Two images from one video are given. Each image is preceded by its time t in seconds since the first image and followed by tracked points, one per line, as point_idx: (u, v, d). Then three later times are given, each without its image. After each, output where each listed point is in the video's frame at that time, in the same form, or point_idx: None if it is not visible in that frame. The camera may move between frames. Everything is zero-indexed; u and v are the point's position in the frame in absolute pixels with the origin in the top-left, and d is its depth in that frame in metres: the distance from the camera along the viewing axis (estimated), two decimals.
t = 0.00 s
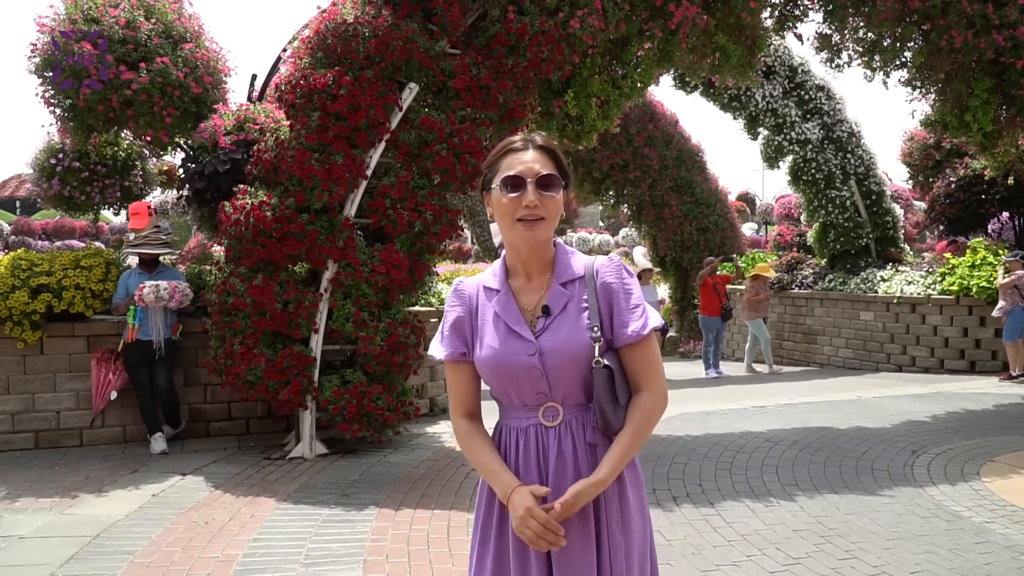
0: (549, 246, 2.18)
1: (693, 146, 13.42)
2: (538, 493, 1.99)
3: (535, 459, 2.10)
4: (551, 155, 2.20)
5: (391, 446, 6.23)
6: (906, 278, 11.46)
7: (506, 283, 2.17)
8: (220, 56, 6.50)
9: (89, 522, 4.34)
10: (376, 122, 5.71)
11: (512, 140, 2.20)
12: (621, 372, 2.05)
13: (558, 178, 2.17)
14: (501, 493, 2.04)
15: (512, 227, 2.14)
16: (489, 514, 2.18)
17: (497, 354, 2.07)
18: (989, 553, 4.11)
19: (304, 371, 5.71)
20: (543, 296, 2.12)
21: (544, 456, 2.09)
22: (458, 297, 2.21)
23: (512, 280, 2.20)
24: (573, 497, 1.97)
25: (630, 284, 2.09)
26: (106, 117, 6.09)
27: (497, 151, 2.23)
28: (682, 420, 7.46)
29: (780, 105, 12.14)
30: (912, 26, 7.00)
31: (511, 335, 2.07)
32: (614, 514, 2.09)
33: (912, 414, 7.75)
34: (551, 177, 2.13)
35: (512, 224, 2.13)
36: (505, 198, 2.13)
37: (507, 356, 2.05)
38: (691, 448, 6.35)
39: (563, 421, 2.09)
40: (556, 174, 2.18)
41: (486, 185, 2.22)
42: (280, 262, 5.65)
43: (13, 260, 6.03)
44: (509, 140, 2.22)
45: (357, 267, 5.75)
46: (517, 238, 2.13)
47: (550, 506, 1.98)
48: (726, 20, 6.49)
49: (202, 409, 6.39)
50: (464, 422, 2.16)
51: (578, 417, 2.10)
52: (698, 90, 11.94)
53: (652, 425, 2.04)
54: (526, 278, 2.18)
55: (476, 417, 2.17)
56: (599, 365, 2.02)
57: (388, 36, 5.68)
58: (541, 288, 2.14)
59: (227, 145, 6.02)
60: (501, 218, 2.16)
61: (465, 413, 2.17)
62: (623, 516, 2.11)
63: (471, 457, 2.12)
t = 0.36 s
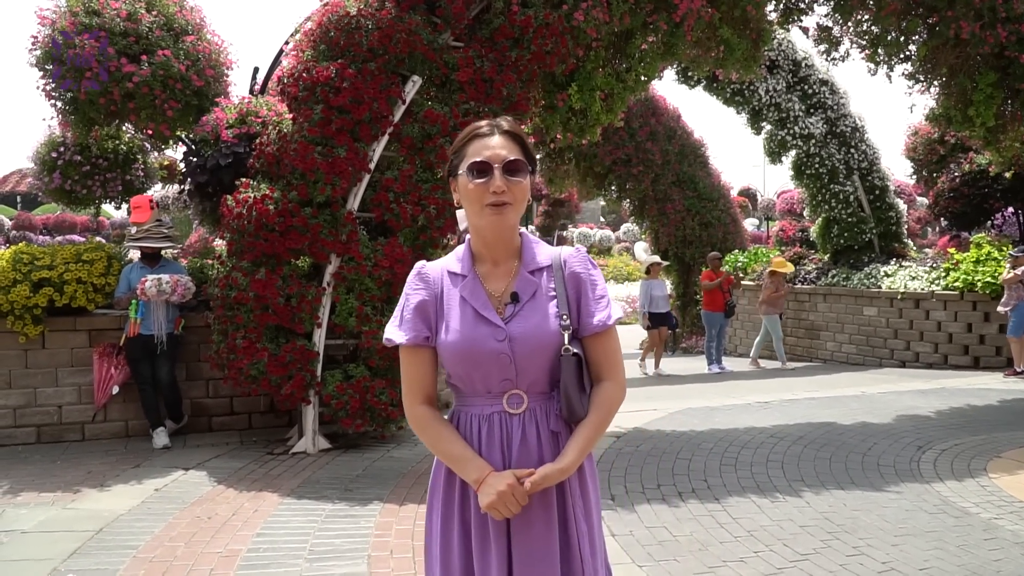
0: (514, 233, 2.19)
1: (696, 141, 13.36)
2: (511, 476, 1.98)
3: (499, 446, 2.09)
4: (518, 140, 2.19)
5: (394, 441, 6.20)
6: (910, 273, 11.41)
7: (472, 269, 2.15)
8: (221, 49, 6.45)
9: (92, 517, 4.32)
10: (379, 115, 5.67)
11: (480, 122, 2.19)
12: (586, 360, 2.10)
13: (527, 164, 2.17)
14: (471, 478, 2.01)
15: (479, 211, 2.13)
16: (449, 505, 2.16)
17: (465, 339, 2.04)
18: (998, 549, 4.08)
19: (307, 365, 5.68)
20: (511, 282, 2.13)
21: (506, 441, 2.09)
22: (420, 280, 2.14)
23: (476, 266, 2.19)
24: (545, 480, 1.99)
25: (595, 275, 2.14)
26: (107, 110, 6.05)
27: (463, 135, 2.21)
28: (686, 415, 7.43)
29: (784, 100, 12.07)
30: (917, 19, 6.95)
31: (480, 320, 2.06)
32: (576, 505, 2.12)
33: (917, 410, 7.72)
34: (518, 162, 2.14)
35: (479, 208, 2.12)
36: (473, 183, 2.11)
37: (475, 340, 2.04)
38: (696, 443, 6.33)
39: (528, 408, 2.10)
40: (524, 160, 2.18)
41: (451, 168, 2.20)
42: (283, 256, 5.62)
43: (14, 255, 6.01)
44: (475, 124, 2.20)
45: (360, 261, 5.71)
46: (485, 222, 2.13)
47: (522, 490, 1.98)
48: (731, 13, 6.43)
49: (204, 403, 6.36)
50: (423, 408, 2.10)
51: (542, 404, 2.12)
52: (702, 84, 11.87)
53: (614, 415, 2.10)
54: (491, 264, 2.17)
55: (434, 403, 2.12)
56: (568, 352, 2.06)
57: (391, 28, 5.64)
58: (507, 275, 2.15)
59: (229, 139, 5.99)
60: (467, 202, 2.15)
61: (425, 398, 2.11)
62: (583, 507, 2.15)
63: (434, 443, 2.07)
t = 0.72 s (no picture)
0: (488, 221, 2.26)
1: (699, 134, 13.31)
2: (472, 455, 2.03)
3: (463, 426, 2.15)
4: (497, 130, 2.26)
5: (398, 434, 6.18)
6: (915, 266, 11.37)
7: (445, 253, 2.22)
8: (224, 40, 6.41)
9: (96, 508, 4.30)
10: (383, 106, 5.62)
11: (460, 110, 2.26)
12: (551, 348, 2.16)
13: (504, 154, 2.24)
14: (433, 457, 2.07)
15: (453, 196, 2.20)
16: (413, 487, 2.21)
17: (433, 320, 2.11)
18: (1010, 542, 4.05)
19: (311, 357, 5.65)
20: (482, 268, 2.19)
21: (471, 422, 2.15)
22: (395, 262, 2.21)
23: (449, 251, 2.25)
24: (506, 462, 2.04)
25: (564, 266, 2.21)
26: (110, 102, 6.02)
27: (443, 122, 2.28)
28: (691, 408, 7.39)
29: (789, 92, 12.02)
30: (925, 10, 6.89)
31: (449, 302, 2.12)
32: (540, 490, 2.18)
33: (924, 403, 7.68)
34: (494, 152, 2.21)
35: (453, 193, 2.20)
36: (448, 167, 2.18)
37: (443, 322, 2.10)
38: (702, 436, 6.30)
39: (493, 391, 2.16)
40: (501, 149, 2.25)
41: (430, 153, 2.28)
42: (287, 247, 5.59)
43: (17, 247, 5.99)
44: (456, 112, 2.27)
45: (364, 253, 5.68)
46: (457, 208, 2.20)
47: (483, 469, 2.03)
48: (737, 3, 6.38)
49: (208, 395, 6.34)
50: (392, 387, 2.17)
51: (508, 388, 2.18)
52: (706, 76, 11.79)
53: (576, 403, 2.17)
54: (464, 250, 2.24)
55: (402, 383, 2.18)
56: (534, 338, 2.12)
57: (395, 18, 5.59)
58: (478, 261, 2.21)
59: (233, 130, 5.96)
60: (442, 187, 2.23)
61: (394, 377, 2.18)
62: (546, 491, 2.22)
63: (400, 422, 2.13)
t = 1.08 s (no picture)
0: (486, 202, 2.23)
1: (711, 126, 13.22)
2: (471, 435, 2.02)
3: (462, 408, 2.14)
4: (498, 113, 2.22)
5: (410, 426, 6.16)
6: (932, 260, 11.28)
7: (443, 235, 2.19)
8: (236, 30, 6.40)
9: (111, 497, 4.30)
10: (395, 95, 5.60)
11: (459, 91, 2.23)
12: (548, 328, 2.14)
13: (502, 137, 2.21)
14: (433, 437, 2.06)
15: (449, 178, 2.17)
16: (413, 467, 2.20)
17: (431, 302, 2.09)
18: None
19: (323, 348, 5.65)
20: (480, 249, 2.17)
21: (469, 403, 2.14)
22: (393, 244, 2.20)
23: (447, 232, 2.23)
24: (506, 441, 2.03)
25: (562, 247, 2.18)
26: (122, 93, 6.01)
27: (443, 103, 2.24)
28: (705, 401, 7.35)
29: (803, 82, 11.92)
30: None
31: (448, 284, 2.10)
32: (538, 469, 2.15)
33: (942, 397, 7.60)
34: (494, 135, 2.17)
35: (449, 176, 2.17)
36: (447, 150, 2.15)
37: (441, 303, 2.08)
38: (716, 428, 6.26)
39: (492, 371, 2.15)
40: (500, 131, 2.21)
41: (428, 136, 2.25)
42: (299, 237, 5.58)
43: (33, 237, 6.04)
44: (456, 93, 2.23)
45: (377, 244, 5.68)
46: (453, 190, 2.17)
47: (482, 448, 2.02)
48: None
49: (220, 385, 6.35)
50: (392, 368, 2.16)
51: (507, 368, 2.16)
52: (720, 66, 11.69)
53: (575, 382, 2.15)
54: (462, 231, 2.22)
55: (402, 364, 2.17)
56: (532, 319, 2.10)
57: (407, 7, 5.56)
58: (476, 243, 2.19)
59: (244, 120, 5.94)
60: (440, 169, 2.20)
61: (394, 358, 2.16)
62: (544, 471, 2.20)
63: (399, 402, 2.12)
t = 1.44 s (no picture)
0: (527, 192, 2.19)
1: (747, 117, 13.02)
2: (507, 420, 2.01)
3: (502, 397, 2.11)
4: (541, 103, 2.18)
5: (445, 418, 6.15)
6: (976, 252, 10.99)
7: (484, 224, 2.16)
8: (271, 24, 6.41)
9: (149, 486, 4.35)
10: (429, 87, 5.57)
11: (503, 81, 2.20)
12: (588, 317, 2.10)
13: (545, 126, 2.16)
14: (471, 423, 2.05)
15: (490, 167, 2.15)
16: (453, 456, 2.18)
17: (471, 290, 2.07)
18: None
19: (358, 340, 5.66)
20: (520, 238, 2.13)
21: (508, 390, 2.11)
22: (435, 234, 2.19)
23: (488, 221, 2.19)
24: (542, 427, 2.01)
25: (603, 235, 2.14)
26: (160, 86, 6.07)
27: (486, 93, 2.21)
28: (742, 396, 7.24)
29: (842, 71, 11.61)
30: None
31: (488, 272, 2.07)
32: (572, 456, 2.14)
33: (987, 394, 7.39)
34: (536, 124, 2.14)
35: (490, 164, 2.14)
36: (489, 138, 2.12)
37: (480, 291, 2.06)
38: (753, 424, 6.16)
39: (531, 359, 2.11)
40: (543, 122, 2.17)
41: (472, 126, 2.23)
42: (334, 230, 5.59)
43: (74, 229, 6.12)
44: (500, 83, 2.20)
45: (411, 236, 5.67)
46: (494, 179, 2.14)
47: (519, 433, 2.00)
48: None
49: (257, 377, 6.41)
50: (432, 354, 2.15)
51: (546, 356, 2.13)
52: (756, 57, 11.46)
53: (615, 372, 2.11)
54: (503, 220, 2.17)
55: (443, 351, 2.16)
56: (571, 307, 2.06)
57: None
58: (516, 232, 2.15)
59: (280, 113, 5.97)
60: (482, 158, 2.16)
61: (435, 345, 2.15)
62: (581, 459, 2.18)
63: (439, 389, 2.12)
